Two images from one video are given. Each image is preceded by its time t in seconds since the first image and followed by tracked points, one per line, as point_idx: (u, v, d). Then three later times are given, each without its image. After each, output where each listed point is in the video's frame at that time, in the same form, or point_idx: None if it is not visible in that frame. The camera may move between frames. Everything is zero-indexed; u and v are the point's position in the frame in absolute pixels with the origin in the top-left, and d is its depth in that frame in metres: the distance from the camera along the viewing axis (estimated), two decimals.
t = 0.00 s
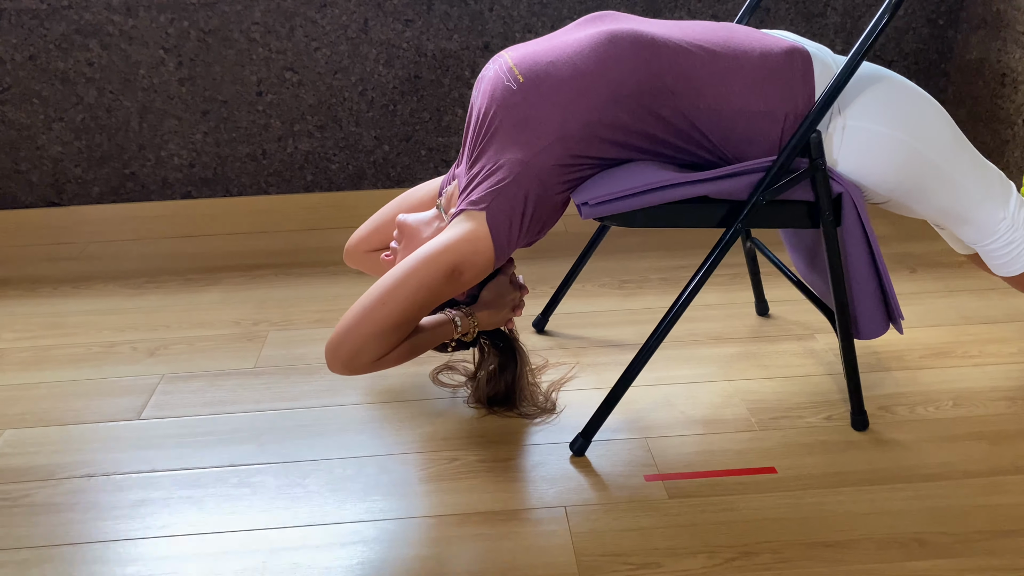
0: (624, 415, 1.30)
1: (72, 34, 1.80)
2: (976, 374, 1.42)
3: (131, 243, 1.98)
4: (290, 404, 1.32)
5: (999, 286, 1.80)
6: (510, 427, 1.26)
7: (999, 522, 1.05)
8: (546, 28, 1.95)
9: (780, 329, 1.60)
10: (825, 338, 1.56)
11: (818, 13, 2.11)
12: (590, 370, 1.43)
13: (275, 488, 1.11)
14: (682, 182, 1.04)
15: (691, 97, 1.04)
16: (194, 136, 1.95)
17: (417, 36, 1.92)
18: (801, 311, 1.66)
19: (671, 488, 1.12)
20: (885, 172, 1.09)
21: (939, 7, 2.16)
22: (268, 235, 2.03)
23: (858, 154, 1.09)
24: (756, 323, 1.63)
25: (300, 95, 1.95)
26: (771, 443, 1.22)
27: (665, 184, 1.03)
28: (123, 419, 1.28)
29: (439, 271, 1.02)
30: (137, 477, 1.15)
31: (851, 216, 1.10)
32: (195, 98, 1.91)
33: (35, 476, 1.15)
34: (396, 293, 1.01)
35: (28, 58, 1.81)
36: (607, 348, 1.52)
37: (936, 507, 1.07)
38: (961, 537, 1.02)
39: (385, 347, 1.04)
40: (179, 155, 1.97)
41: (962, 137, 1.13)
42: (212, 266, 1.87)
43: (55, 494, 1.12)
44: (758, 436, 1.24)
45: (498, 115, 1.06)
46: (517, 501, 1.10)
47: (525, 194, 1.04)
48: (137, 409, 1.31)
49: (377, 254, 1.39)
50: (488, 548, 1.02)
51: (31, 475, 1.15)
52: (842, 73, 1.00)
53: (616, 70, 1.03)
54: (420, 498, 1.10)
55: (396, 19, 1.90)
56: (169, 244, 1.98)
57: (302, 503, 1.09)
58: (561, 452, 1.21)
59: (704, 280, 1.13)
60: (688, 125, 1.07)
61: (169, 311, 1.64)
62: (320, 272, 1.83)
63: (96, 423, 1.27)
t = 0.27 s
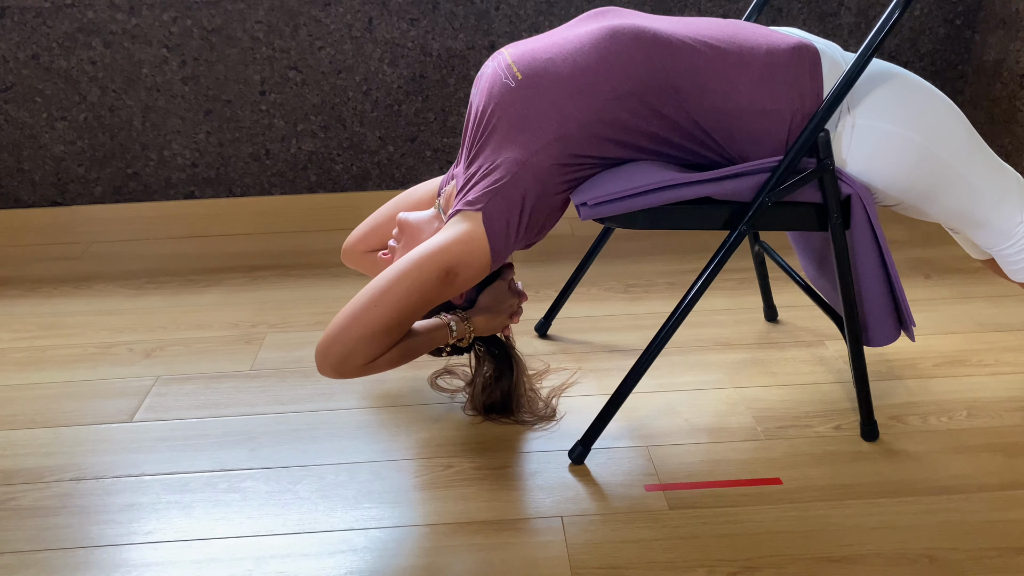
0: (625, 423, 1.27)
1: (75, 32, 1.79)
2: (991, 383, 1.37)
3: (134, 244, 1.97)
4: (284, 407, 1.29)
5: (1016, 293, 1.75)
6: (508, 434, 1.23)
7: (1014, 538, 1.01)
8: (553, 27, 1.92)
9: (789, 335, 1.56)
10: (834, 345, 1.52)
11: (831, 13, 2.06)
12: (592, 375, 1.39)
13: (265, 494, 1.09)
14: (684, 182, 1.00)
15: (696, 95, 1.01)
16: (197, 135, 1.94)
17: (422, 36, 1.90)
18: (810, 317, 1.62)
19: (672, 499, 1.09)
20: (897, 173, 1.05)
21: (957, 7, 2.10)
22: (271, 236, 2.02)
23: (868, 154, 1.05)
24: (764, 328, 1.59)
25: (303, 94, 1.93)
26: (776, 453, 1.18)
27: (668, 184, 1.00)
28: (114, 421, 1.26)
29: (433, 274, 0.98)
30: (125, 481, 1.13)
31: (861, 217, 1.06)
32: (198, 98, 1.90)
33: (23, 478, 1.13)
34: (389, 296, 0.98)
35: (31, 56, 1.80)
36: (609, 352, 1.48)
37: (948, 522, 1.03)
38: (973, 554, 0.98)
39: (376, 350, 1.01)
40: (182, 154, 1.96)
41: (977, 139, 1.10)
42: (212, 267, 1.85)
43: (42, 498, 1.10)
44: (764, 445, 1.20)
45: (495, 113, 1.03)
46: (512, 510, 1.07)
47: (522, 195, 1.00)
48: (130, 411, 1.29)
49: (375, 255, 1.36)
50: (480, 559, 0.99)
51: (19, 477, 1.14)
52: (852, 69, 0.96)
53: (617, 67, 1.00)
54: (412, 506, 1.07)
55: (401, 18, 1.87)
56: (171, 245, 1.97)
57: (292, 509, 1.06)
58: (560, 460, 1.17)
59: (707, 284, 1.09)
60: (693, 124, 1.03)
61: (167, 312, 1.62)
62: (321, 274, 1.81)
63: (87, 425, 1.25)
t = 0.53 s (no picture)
0: (618, 430, 1.23)
1: (69, 32, 1.77)
2: (999, 392, 1.33)
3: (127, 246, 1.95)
4: (267, 411, 1.26)
5: None
6: (497, 440, 1.19)
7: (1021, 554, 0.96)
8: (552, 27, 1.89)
9: (790, 341, 1.51)
10: (837, 352, 1.47)
11: (837, 13, 2.02)
12: (585, 381, 1.35)
13: (243, 500, 1.06)
14: (677, 179, 0.96)
15: (688, 89, 0.97)
16: (192, 136, 1.92)
17: (419, 36, 1.87)
18: (813, 323, 1.58)
19: (663, 508, 1.05)
20: (898, 171, 1.01)
21: (966, 7, 2.06)
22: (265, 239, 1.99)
23: (868, 151, 1.01)
24: (765, 334, 1.55)
25: (299, 95, 1.91)
26: (774, 463, 1.13)
27: (659, 180, 0.96)
28: (93, 424, 1.23)
29: (415, 273, 0.94)
30: (100, 486, 1.09)
31: (860, 217, 1.02)
32: (193, 98, 1.88)
33: None
34: (369, 297, 0.94)
35: (25, 56, 1.79)
36: (604, 357, 1.44)
37: (952, 536, 0.98)
38: (978, 570, 0.93)
39: (356, 354, 0.97)
40: (177, 156, 1.94)
41: (983, 136, 1.05)
42: (205, 269, 1.83)
43: (15, 502, 1.07)
44: (761, 454, 1.15)
45: (481, 107, 0.99)
46: (497, 519, 1.03)
47: (508, 193, 0.96)
48: (110, 414, 1.26)
49: (363, 255, 1.33)
50: (461, 570, 0.95)
51: None
52: (851, 62, 0.92)
53: (607, 60, 0.96)
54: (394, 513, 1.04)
55: (398, 18, 1.85)
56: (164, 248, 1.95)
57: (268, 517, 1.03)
58: (548, 467, 1.13)
59: (700, 284, 1.05)
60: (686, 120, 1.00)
61: (156, 314, 1.60)
62: (314, 276, 1.78)
63: (66, 428, 1.22)
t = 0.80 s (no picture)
0: (605, 432, 1.18)
1: (59, 30, 1.76)
2: (1004, 395, 1.28)
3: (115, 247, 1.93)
4: (244, 412, 1.22)
5: None
6: (478, 442, 1.15)
7: None
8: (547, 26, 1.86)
9: (787, 343, 1.47)
10: (836, 354, 1.43)
11: (839, 12, 1.98)
12: (573, 382, 1.31)
13: (212, 502, 1.02)
14: (661, 167, 0.93)
15: (674, 75, 0.93)
16: (182, 136, 1.90)
17: (412, 35, 1.84)
18: (811, 325, 1.53)
19: (649, 512, 1.00)
20: (891, 159, 0.97)
21: (971, 7, 2.02)
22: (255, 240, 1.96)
23: (860, 138, 0.97)
24: (761, 337, 1.50)
25: (291, 94, 1.88)
26: (766, 466, 1.09)
27: (641, 168, 0.92)
28: (65, 424, 1.20)
29: (387, 263, 0.91)
30: (67, 486, 1.06)
31: (853, 208, 0.98)
32: (183, 98, 1.86)
33: None
34: (338, 287, 0.91)
35: (14, 54, 1.78)
36: (595, 359, 1.40)
37: (951, 542, 0.94)
38: None
39: (325, 345, 0.94)
40: (167, 156, 1.92)
41: (984, 124, 1.01)
42: (192, 270, 1.80)
43: None
44: (753, 458, 1.11)
45: (459, 93, 0.96)
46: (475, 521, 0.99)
47: (486, 181, 0.93)
48: (84, 414, 1.22)
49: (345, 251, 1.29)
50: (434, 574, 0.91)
51: None
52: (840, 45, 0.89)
53: (589, 43, 0.92)
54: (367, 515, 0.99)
55: (391, 16, 1.82)
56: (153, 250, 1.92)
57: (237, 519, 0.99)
58: (530, 469, 1.09)
59: (688, 279, 1.00)
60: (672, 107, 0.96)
61: (139, 314, 1.57)
62: (302, 277, 1.75)
63: (38, 426, 1.19)
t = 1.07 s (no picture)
0: (595, 433, 1.15)
1: (54, 33, 1.76)
2: (1009, 399, 1.23)
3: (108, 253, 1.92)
4: (227, 412, 1.20)
5: None
6: (464, 443, 1.12)
7: None
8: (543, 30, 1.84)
9: (785, 347, 1.43)
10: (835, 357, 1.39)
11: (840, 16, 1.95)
12: (564, 384, 1.28)
13: (187, 501, 0.99)
14: (649, 155, 0.91)
15: (661, 62, 0.91)
16: (177, 141, 1.89)
17: (408, 39, 1.83)
18: (811, 329, 1.49)
19: (637, 513, 0.96)
20: (884, 148, 0.94)
21: (975, 11, 1.98)
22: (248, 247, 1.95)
23: (852, 126, 0.94)
24: (759, 340, 1.47)
25: (286, 99, 1.87)
26: (760, 469, 1.05)
27: (625, 156, 0.90)
28: (44, 423, 1.17)
29: (366, 254, 0.89)
30: (39, 485, 1.03)
31: (846, 196, 0.95)
32: (177, 102, 1.85)
33: None
34: (315, 278, 0.89)
35: (9, 57, 1.78)
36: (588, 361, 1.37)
37: (951, 546, 0.90)
38: None
39: (301, 338, 0.92)
40: (161, 161, 1.91)
41: (982, 115, 0.97)
42: (183, 275, 1.79)
43: None
44: (746, 460, 1.07)
45: (441, 81, 0.94)
46: (455, 522, 0.95)
47: (468, 170, 0.91)
48: (64, 414, 1.20)
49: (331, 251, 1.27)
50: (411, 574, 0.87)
51: None
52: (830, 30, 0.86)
53: (573, 30, 0.90)
54: (344, 516, 0.96)
55: (387, 21, 1.81)
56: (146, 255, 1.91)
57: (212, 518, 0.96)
58: (516, 470, 1.05)
59: (676, 271, 0.97)
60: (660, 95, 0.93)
61: (128, 317, 1.55)
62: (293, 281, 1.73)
63: (16, 426, 1.17)
